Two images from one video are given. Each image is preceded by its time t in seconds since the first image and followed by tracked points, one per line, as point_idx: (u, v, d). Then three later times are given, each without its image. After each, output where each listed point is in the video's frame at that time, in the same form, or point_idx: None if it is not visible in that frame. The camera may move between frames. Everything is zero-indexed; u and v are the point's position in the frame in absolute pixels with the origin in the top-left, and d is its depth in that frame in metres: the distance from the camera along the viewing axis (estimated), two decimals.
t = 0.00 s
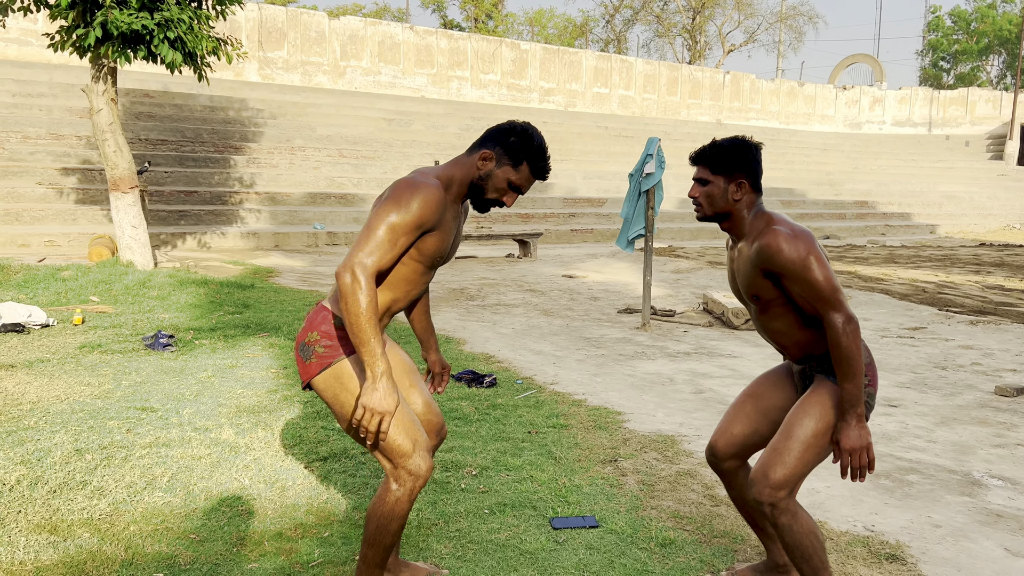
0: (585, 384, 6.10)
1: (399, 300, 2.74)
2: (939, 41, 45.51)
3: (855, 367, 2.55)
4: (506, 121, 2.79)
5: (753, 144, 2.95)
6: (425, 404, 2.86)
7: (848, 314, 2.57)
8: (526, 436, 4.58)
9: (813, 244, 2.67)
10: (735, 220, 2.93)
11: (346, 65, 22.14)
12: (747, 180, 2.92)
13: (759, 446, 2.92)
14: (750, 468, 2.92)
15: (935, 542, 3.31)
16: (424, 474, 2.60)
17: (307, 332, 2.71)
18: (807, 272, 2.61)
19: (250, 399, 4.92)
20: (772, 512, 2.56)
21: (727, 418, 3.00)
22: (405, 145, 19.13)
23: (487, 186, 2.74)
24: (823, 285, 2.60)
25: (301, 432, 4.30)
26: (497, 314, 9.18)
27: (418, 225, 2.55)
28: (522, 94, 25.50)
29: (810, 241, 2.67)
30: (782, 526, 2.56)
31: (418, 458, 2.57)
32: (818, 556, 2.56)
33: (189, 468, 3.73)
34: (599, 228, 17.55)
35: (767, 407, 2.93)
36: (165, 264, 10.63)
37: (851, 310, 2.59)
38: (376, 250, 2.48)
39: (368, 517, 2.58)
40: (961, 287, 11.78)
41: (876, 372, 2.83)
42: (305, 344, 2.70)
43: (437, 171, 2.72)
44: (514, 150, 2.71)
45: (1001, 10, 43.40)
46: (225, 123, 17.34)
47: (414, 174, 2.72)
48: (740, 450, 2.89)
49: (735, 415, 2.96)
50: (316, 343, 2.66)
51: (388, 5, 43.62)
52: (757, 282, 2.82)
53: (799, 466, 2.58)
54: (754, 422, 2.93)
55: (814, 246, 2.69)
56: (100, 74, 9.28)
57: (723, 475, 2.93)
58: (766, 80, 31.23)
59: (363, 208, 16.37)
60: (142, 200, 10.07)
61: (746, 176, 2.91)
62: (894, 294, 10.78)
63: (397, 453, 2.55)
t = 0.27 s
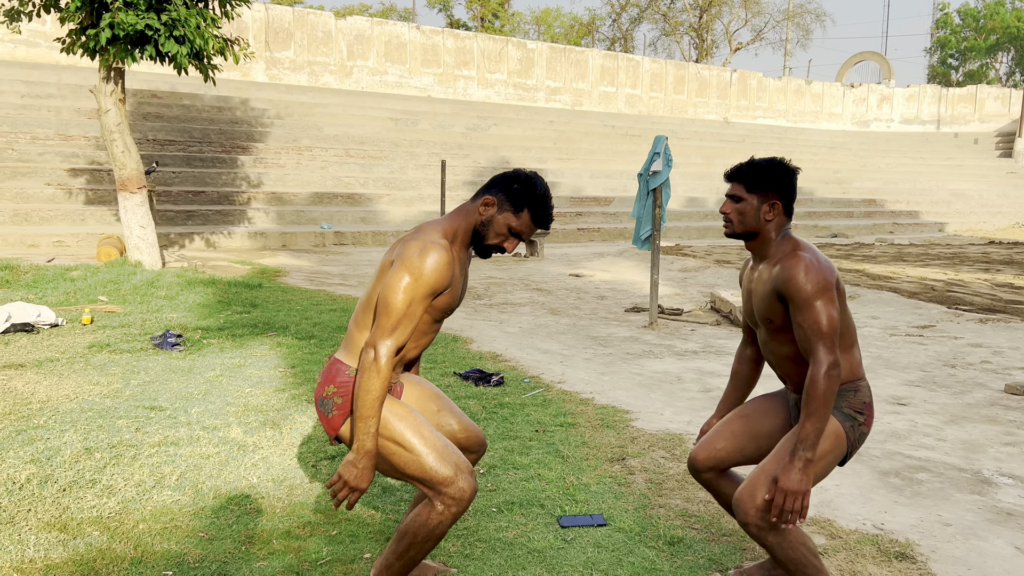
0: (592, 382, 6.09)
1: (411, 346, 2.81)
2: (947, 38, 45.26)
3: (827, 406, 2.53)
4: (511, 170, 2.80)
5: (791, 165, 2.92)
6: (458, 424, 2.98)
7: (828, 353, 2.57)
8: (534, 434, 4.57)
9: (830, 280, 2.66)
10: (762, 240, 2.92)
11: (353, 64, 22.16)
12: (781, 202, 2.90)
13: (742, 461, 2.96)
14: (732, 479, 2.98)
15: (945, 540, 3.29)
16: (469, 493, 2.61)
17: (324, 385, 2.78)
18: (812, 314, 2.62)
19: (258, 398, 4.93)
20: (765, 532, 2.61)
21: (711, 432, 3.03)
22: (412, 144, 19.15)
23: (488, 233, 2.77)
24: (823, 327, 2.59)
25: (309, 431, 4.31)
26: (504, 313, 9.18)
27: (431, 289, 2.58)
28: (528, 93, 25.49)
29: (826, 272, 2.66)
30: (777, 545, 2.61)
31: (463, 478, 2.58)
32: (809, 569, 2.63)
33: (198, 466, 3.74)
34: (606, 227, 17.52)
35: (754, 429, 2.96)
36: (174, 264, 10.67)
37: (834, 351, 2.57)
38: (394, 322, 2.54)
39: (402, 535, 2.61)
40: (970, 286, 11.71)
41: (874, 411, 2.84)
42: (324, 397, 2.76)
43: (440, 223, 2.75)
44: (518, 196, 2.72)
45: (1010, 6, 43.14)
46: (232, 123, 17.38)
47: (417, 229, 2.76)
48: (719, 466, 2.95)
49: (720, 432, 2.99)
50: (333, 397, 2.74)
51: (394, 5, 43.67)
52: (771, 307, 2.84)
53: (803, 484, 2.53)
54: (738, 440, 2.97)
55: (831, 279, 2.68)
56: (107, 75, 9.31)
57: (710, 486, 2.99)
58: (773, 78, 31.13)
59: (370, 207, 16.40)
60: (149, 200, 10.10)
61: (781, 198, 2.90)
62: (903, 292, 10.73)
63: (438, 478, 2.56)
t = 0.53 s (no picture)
0: (597, 382, 6.09)
1: (422, 245, 2.71)
2: (955, 37, 45.05)
3: (791, 261, 2.46)
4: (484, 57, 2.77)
5: (833, 57, 2.91)
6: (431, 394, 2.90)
7: (831, 216, 2.51)
8: (540, 434, 4.57)
9: (848, 160, 2.63)
10: (801, 133, 2.91)
11: (359, 65, 22.18)
12: (822, 93, 2.89)
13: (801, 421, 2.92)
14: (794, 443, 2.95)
15: (953, 541, 3.27)
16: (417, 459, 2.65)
17: (341, 302, 2.67)
18: (828, 187, 2.57)
19: (264, 398, 4.94)
20: (825, 487, 2.58)
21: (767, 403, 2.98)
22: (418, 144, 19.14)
23: (470, 121, 2.71)
24: (835, 199, 2.54)
25: (315, 431, 4.31)
26: (509, 313, 9.18)
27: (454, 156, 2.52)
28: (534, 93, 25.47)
29: (842, 153, 2.64)
30: (833, 500, 2.57)
31: (412, 445, 2.62)
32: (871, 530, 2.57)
33: (205, 467, 3.75)
34: (612, 227, 17.50)
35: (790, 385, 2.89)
36: (180, 264, 10.70)
37: (837, 214, 2.51)
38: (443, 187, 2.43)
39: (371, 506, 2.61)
40: (977, 285, 11.66)
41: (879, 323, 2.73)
42: (338, 313, 2.67)
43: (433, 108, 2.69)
44: (497, 79, 2.68)
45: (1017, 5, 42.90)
46: (238, 123, 17.43)
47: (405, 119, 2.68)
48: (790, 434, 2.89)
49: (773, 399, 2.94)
50: (350, 313, 2.63)
51: (399, 5, 43.68)
52: (794, 191, 2.85)
53: (837, 435, 2.56)
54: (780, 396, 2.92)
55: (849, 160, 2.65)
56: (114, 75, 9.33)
57: (780, 460, 2.93)
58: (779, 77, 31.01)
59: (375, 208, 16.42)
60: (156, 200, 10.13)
61: (823, 90, 2.88)
62: (910, 291, 10.69)
63: (398, 433, 2.60)
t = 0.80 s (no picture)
0: (603, 384, 6.07)
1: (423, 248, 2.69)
2: (961, 37, 44.90)
3: (849, 309, 2.48)
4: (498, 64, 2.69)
5: (800, 74, 2.90)
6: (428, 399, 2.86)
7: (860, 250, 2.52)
8: (545, 437, 4.57)
9: (850, 181, 2.61)
10: (782, 152, 2.89)
11: (364, 66, 22.21)
12: (793, 111, 2.88)
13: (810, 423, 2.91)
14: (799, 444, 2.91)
15: (961, 545, 3.26)
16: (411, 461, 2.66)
17: (341, 304, 2.66)
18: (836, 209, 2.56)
19: (270, 400, 4.95)
20: (831, 490, 2.57)
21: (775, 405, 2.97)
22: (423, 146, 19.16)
23: (480, 129, 2.66)
24: (851, 225, 2.54)
25: (321, 433, 4.32)
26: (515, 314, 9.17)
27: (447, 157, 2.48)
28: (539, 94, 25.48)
29: (847, 175, 2.62)
30: (840, 504, 2.55)
31: (407, 447, 2.63)
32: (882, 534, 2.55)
33: (212, 469, 3.76)
34: (618, 228, 17.49)
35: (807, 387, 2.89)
36: (187, 266, 10.74)
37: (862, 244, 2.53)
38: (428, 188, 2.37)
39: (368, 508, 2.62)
40: (985, 286, 11.61)
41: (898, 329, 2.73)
42: (339, 314, 2.65)
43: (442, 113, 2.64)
44: (511, 91, 2.62)
45: None
46: (244, 125, 17.47)
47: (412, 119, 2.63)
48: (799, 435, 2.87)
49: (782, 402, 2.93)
50: (350, 315, 2.61)
51: (405, 6, 43.73)
52: (791, 213, 2.79)
53: (849, 437, 2.54)
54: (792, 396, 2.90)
55: (853, 183, 2.63)
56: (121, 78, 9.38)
57: (785, 462, 2.91)
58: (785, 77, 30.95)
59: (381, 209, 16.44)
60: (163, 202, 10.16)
61: (792, 107, 2.87)
62: (917, 293, 10.65)
63: (390, 436, 2.60)
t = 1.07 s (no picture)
0: (609, 386, 6.06)
1: (424, 355, 2.79)
2: (967, 37, 44.76)
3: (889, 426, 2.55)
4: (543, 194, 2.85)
5: (780, 198, 2.92)
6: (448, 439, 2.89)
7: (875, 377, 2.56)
8: (551, 439, 4.56)
9: (842, 302, 2.66)
10: (761, 274, 2.88)
11: (370, 69, 22.24)
12: (774, 234, 2.87)
13: (771, 472, 2.95)
14: (755, 487, 2.98)
15: (970, 548, 3.24)
16: (481, 497, 2.59)
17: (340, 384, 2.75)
18: (834, 326, 2.61)
19: (276, 402, 4.95)
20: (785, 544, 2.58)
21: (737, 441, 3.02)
22: (429, 148, 19.18)
23: (507, 251, 2.80)
24: (854, 343, 2.59)
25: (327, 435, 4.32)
26: (521, 316, 9.16)
27: (443, 294, 2.60)
28: (544, 96, 25.49)
29: (840, 300, 2.65)
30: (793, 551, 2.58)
31: (473, 483, 2.57)
32: None
33: (218, 471, 3.76)
34: (623, 230, 17.48)
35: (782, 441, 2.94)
36: (193, 268, 10.76)
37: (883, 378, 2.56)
38: (397, 313, 2.56)
39: (416, 540, 2.60)
40: (992, 287, 11.56)
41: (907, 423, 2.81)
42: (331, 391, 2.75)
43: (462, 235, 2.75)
44: (535, 222, 2.75)
45: None
46: (250, 128, 17.52)
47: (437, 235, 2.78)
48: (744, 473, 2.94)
49: (747, 441, 2.98)
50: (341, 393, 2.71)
51: (410, 8, 43.80)
52: (788, 341, 2.80)
53: (815, 498, 2.57)
54: (766, 449, 2.95)
55: (846, 305, 2.66)
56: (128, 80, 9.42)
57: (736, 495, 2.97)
58: (790, 78, 30.90)
59: (386, 211, 16.46)
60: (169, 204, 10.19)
61: (774, 231, 2.87)
62: (923, 294, 10.61)
63: (449, 483, 2.55)
